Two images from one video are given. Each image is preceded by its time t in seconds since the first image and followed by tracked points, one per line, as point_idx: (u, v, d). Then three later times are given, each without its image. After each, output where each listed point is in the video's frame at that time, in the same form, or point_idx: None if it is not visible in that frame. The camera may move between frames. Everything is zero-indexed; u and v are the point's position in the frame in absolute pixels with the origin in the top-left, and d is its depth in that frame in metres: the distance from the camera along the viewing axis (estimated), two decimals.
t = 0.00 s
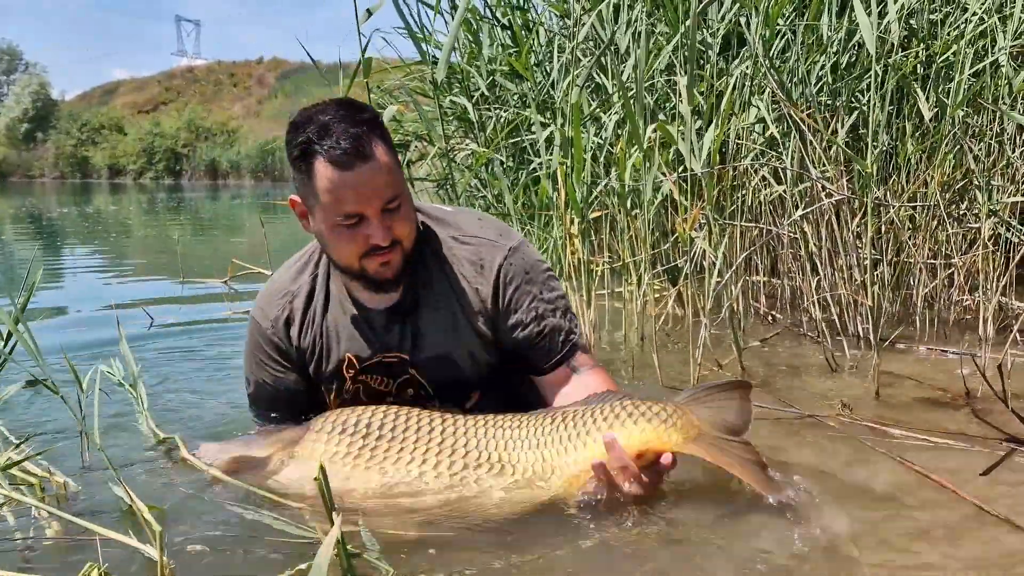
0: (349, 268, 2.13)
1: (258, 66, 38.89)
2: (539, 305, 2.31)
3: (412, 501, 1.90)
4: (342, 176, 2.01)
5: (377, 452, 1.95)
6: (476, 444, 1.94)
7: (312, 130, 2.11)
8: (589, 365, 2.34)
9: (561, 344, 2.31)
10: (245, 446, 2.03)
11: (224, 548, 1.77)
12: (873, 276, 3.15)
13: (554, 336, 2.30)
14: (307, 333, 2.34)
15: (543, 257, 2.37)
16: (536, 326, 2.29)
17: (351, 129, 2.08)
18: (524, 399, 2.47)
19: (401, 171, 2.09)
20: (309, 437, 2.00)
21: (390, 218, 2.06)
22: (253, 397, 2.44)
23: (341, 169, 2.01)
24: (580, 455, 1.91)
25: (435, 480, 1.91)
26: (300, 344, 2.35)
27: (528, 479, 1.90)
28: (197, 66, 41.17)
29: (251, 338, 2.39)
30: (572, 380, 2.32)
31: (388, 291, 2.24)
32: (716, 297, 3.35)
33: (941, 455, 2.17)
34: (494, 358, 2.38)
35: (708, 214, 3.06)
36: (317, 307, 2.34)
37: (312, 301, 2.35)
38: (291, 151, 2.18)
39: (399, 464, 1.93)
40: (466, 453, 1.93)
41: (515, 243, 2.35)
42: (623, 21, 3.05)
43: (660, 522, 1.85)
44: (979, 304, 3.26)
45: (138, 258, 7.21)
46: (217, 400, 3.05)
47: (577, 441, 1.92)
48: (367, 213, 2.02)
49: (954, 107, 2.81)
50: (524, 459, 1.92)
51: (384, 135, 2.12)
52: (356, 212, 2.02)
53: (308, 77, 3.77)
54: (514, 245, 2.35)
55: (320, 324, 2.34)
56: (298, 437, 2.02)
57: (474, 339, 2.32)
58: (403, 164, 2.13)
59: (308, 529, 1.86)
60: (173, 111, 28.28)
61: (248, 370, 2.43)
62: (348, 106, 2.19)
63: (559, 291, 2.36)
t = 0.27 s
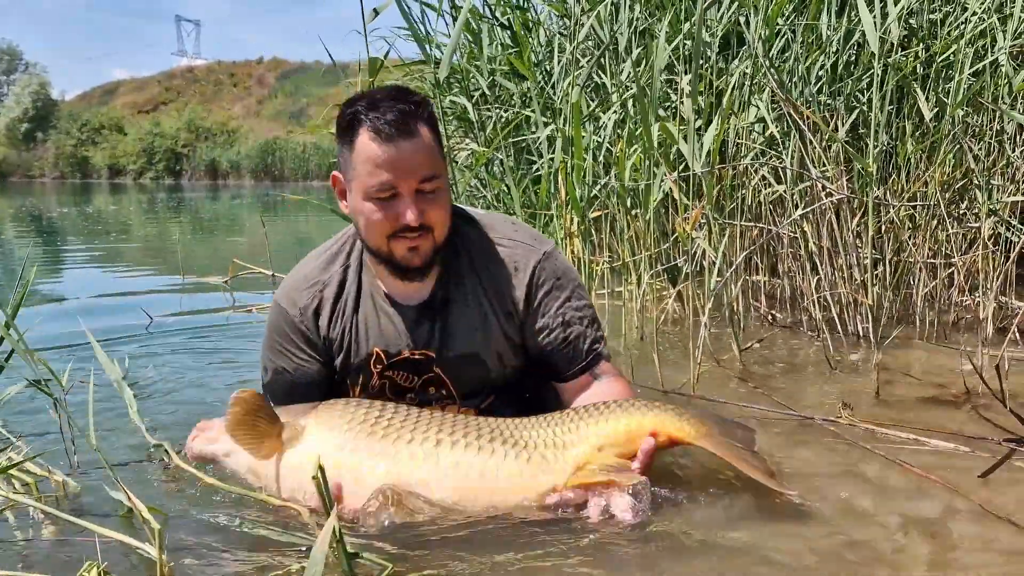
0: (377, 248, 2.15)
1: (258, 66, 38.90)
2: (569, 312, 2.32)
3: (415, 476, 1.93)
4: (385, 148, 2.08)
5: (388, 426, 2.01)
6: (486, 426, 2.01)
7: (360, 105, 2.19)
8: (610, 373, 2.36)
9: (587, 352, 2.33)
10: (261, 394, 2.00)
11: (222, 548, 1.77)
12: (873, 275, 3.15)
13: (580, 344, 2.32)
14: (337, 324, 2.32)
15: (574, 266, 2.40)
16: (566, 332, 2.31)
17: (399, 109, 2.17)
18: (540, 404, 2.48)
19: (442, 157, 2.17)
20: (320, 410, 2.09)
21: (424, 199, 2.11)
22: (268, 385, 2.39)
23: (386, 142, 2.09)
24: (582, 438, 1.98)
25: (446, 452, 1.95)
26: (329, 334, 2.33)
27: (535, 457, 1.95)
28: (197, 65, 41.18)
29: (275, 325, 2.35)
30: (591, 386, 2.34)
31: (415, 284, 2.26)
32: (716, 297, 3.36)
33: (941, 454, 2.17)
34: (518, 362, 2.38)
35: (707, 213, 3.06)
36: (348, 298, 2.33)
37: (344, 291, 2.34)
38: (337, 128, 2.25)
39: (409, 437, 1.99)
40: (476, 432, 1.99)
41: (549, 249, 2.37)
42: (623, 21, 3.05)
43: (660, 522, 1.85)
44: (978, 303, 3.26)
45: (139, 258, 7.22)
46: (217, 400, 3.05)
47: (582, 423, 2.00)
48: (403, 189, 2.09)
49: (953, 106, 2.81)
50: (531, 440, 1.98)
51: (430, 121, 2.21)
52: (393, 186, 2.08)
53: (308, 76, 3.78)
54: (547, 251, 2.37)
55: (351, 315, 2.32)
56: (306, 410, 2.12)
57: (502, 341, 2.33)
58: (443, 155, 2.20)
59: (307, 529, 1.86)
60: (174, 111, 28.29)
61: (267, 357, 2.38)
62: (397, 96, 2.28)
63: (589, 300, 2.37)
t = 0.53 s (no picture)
0: (391, 222, 2.17)
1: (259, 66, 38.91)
2: (590, 317, 2.37)
3: (427, 464, 1.94)
4: (400, 116, 2.17)
5: (398, 417, 2.02)
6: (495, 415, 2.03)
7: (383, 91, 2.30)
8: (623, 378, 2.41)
9: (603, 359, 2.38)
10: (262, 387, 2.00)
11: (220, 548, 1.77)
12: (872, 275, 3.15)
13: (598, 350, 2.37)
14: (357, 316, 2.32)
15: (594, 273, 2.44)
16: (586, 337, 2.35)
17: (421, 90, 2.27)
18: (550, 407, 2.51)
19: (460, 135, 2.22)
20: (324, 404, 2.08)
21: (437, 169, 2.16)
22: (280, 374, 2.37)
23: (403, 111, 2.18)
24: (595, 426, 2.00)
25: (458, 440, 1.96)
26: (348, 326, 2.33)
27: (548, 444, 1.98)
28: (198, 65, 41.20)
29: (292, 316, 2.34)
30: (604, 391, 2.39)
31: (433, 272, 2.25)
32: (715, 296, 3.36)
33: (940, 455, 2.17)
34: (536, 365, 2.40)
35: (706, 213, 3.06)
36: (369, 292, 2.33)
37: (364, 283, 2.34)
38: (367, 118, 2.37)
39: (419, 427, 1.99)
40: (486, 420, 2.00)
41: (571, 254, 2.40)
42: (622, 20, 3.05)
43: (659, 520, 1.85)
44: (978, 303, 3.26)
45: (139, 257, 7.22)
46: (216, 400, 3.06)
47: (593, 411, 2.02)
48: (417, 158, 2.15)
49: (951, 107, 2.81)
50: (542, 427, 2.00)
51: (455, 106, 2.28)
52: (405, 152, 2.15)
53: (308, 76, 3.78)
54: (570, 256, 2.41)
55: (371, 308, 2.32)
56: (310, 405, 2.10)
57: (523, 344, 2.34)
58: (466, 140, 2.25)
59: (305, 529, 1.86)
60: (174, 111, 28.29)
61: (282, 347, 2.36)
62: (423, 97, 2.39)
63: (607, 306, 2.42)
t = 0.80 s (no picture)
0: (390, 237, 2.19)
1: (259, 66, 38.94)
2: (593, 320, 2.38)
3: (441, 480, 1.95)
4: (394, 133, 2.16)
5: (411, 433, 2.02)
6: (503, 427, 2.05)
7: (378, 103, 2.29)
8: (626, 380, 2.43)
9: (608, 359, 2.40)
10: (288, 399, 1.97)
11: (220, 547, 1.77)
12: (872, 276, 3.16)
13: (602, 352, 2.39)
14: (359, 321, 2.33)
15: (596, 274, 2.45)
16: (590, 339, 2.37)
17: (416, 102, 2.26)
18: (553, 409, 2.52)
19: (456, 146, 2.22)
20: (340, 414, 2.08)
21: (433, 183, 2.16)
22: (282, 378, 2.38)
23: (396, 127, 2.17)
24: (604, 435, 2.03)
25: (470, 455, 1.98)
26: (349, 331, 2.33)
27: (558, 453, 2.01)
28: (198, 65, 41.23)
29: (294, 320, 2.35)
30: (609, 392, 2.41)
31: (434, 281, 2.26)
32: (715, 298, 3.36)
33: (938, 457, 2.18)
34: (539, 369, 2.41)
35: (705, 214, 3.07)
36: (371, 295, 2.34)
37: (367, 288, 2.35)
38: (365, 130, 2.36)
39: (432, 442, 2.00)
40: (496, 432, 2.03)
41: (573, 257, 2.41)
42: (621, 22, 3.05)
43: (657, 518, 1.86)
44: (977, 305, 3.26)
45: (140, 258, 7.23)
46: (217, 401, 3.06)
47: (597, 421, 2.06)
48: (413, 173, 2.15)
49: (950, 108, 2.82)
50: (551, 440, 2.03)
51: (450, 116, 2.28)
52: (400, 168, 2.15)
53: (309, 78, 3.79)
54: (572, 259, 2.41)
55: (372, 313, 2.33)
56: (326, 415, 2.09)
57: (526, 347, 2.34)
58: (462, 148, 2.25)
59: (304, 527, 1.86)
60: (174, 111, 28.30)
61: (284, 350, 2.37)
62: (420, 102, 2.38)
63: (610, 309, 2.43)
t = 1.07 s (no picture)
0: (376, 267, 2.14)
1: (259, 67, 38.97)
2: (594, 318, 2.39)
3: (457, 489, 1.95)
4: (365, 185, 1.98)
5: (423, 444, 2.02)
6: (511, 433, 2.06)
7: (358, 131, 2.09)
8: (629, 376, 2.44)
9: (611, 355, 2.41)
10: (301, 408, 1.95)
11: (224, 547, 1.77)
12: (872, 277, 3.16)
13: (604, 349, 2.40)
14: (357, 321, 2.33)
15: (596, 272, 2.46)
16: (591, 337, 2.38)
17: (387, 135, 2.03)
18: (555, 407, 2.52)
19: (433, 187, 2.04)
20: (348, 421, 2.06)
21: (411, 234, 2.03)
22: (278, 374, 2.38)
23: (367, 177, 1.98)
24: (613, 442, 2.05)
25: (482, 464, 1.98)
26: (347, 330, 2.34)
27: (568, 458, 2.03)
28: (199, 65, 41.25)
29: (292, 316, 2.35)
30: (612, 388, 2.42)
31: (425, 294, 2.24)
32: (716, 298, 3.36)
33: (940, 456, 2.18)
34: (540, 367, 2.41)
35: (707, 214, 3.06)
36: (369, 295, 2.33)
37: (365, 288, 2.34)
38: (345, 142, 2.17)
39: (445, 452, 2.00)
40: (505, 439, 2.04)
41: (574, 256, 2.42)
42: (621, 22, 3.05)
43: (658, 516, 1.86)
44: (977, 304, 3.27)
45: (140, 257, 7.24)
46: (218, 402, 3.06)
47: (603, 427, 2.08)
48: (386, 227, 2.01)
49: (951, 108, 2.82)
50: (561, 447, 2.04)
51: (426, 146, 2.06)
52: (374, 221, 2.01)
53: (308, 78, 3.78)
54: (572, 257, 2.42)
55: (370, 313, 2.33)
56: (336, 420, 2.07)
57: (526, 346, 2.35)
58: (442, 180, 2.07)
59: (306, 526, 1.87)
60: (174, 111, 28.32)
61: (281, 345, 2.37)
62: (412, 113, 2.15)
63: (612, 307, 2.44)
